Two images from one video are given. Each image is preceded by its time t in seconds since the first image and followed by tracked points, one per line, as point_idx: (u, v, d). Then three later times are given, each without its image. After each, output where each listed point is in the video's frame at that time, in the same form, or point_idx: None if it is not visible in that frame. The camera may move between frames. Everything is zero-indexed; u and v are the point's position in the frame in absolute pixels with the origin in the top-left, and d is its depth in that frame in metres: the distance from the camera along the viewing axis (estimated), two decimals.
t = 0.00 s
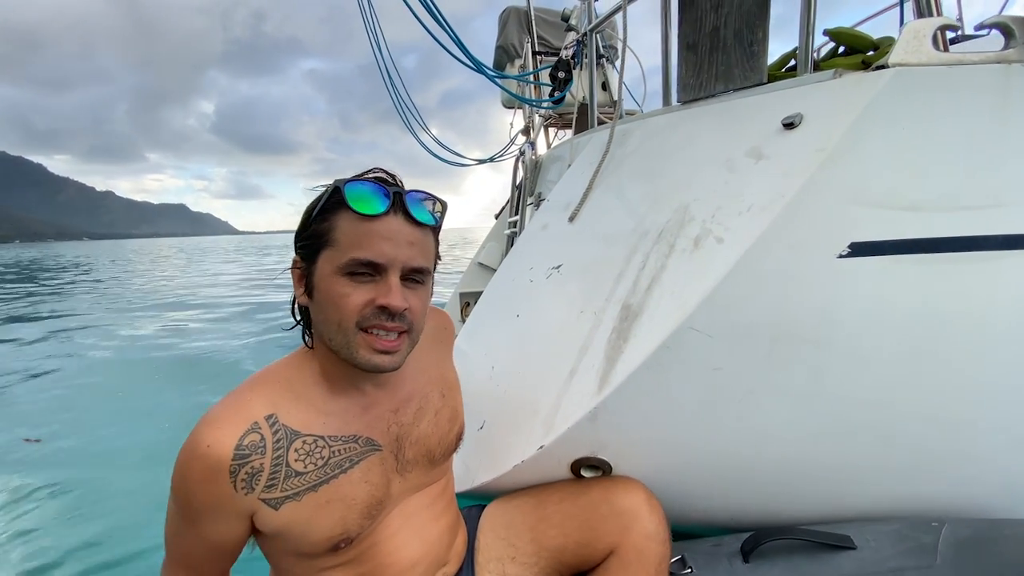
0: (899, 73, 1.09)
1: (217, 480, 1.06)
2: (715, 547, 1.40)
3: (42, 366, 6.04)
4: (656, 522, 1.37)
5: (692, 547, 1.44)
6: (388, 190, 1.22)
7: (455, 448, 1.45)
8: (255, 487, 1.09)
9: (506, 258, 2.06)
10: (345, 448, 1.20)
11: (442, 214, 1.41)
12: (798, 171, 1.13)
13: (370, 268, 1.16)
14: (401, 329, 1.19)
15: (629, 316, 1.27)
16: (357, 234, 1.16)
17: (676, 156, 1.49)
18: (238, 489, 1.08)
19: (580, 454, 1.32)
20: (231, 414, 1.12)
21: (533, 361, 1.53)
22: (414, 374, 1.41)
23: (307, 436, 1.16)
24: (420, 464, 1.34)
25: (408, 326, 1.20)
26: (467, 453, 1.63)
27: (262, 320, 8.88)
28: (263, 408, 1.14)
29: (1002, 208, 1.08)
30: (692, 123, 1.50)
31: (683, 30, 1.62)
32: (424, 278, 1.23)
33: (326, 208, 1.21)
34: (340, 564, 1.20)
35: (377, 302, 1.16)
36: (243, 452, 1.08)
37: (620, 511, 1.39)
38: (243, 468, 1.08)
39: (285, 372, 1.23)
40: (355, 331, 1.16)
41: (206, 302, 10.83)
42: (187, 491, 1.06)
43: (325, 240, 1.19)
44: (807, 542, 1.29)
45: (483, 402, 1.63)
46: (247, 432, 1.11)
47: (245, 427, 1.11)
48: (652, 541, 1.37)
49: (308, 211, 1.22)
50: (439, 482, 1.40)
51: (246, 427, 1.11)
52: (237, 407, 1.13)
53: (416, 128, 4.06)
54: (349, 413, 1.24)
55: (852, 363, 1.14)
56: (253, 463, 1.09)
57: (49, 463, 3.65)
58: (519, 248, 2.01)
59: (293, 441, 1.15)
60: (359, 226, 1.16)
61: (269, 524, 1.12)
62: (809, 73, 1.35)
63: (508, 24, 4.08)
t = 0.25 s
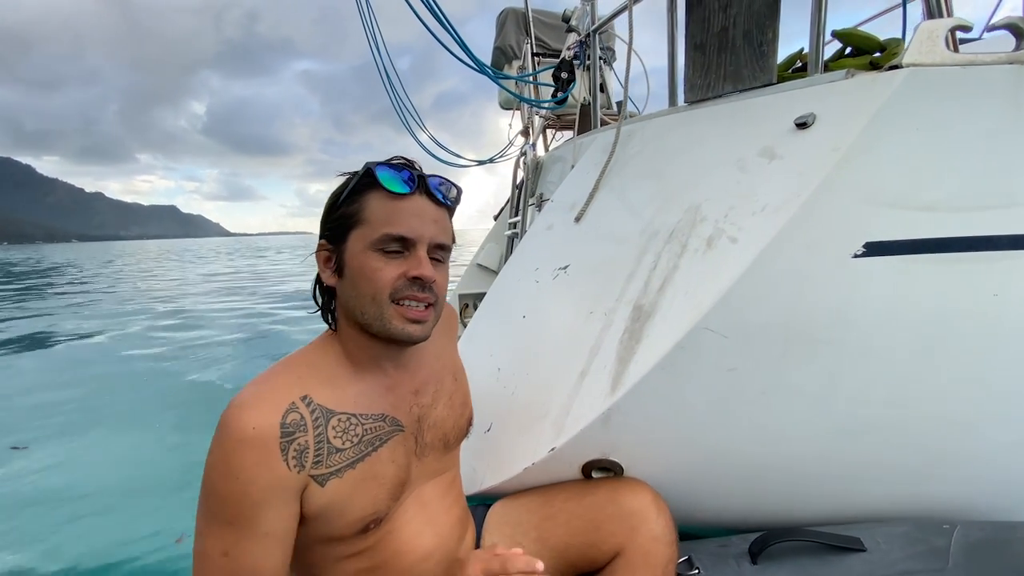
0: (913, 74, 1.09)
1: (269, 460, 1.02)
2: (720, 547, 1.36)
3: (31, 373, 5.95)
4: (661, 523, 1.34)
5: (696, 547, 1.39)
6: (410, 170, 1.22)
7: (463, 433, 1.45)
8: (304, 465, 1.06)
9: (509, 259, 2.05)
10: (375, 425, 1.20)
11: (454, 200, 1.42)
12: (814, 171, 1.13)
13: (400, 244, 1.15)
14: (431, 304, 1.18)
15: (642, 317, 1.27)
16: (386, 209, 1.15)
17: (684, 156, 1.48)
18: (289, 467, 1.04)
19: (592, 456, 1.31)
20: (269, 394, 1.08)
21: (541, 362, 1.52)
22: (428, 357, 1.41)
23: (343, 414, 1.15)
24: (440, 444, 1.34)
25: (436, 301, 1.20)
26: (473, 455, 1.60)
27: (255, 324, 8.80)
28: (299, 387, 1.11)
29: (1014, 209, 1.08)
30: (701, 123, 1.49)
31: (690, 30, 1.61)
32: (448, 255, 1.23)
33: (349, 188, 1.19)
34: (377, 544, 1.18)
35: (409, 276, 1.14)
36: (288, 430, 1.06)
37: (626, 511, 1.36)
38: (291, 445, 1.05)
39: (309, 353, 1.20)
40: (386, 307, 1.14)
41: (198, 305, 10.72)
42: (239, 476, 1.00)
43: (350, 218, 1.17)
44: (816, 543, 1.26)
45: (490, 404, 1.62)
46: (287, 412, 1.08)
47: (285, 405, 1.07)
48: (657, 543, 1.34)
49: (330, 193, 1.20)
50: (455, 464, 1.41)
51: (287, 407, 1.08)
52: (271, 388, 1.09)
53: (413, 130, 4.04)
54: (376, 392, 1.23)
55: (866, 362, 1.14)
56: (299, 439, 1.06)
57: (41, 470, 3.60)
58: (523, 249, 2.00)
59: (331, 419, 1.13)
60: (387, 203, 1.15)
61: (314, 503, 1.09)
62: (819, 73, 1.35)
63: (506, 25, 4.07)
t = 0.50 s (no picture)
0: (924, 72, 1.10)
1: (328, 447, 1.10)
2: (725, 549, 1.36)
3: (23, 372, 5.88)
4: (667, 523, 1.31)
5: (701, 548, 1.38)
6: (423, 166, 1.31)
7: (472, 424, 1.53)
8: (357, 448, 1.15)
9: (512, 259, 2.04)
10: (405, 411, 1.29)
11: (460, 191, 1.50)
12: (826, 168, 1.13)
13: (420, 232, 1.23)
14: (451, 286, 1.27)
15: (652, 315, 1.26)
16: (402, 198, 1.24)
17: (692, 155, 1.49)
18: (347, 451, 1.13)
19: (603, 456, 1.30)
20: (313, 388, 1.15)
21: (548, 362, 1.51)
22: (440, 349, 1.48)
23: (378, 400, 1.23)
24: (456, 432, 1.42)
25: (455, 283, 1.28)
26: (480, 457, 1.59)
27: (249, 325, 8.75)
28: (336, 380, 1.19)
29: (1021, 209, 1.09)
30: (708, 122, 1.50)
31: (696, 30, 1.62)
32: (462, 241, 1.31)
33: (367, 183, 1.27)
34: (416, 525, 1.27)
35: (430, 260, 1.23)
36: (337, 416, 1.15)
37: (630, 512, 1.34)
38: (343, 432, 1.14)
39: (335, 349, 1.26)
40: (411, 289, 1.22)
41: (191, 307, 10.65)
42: (304, 466, 1.07)
43: (371, 211, 1.24)
44: (821, 546, 1.26)
45: (497, 404, 1.61)
46: (331, 402, 1.16)
47: (328, 397, 1.16)
48: (663, 543, 1.31)
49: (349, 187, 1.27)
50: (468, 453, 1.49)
51: (329, 397, 1.16)
52: (309, 383, 1.16)
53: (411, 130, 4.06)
54: (403, 379, 1.31)
55: (876, 361, 1.14)
56: (348, 425, 1.15)
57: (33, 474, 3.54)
58: (527, 249, 2.00)
59: (368, 406, 1.21)
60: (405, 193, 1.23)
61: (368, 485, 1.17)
62: (826, 73, 1.36)
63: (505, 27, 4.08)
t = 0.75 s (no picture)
0: (933, 74, 1.12)
1: (383, 444, 1.15)
2: (727, 552, 1.38)
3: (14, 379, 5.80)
4: (667, 526, 1.32)
5: (703, 551, 1.41)
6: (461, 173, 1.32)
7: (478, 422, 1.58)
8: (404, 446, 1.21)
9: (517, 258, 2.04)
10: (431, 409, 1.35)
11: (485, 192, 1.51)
12: (838, 168, 1.15)
13: (459, 243, 1.26)
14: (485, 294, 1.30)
15: (664, 314, 1.27)
16: (445, 209, 1.25)
17: (700, 155, 1.49)
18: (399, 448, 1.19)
19: (615, 455, 1.29)
20: (360, 389, 1.18)
21: (556, 361, 1.51)
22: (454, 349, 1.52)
23: (413, 399, 1.28)
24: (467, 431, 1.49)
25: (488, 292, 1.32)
26: (488, 456, 1.59)
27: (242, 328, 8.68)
28: (377, 380, 1.23)
29: None
30: (716, 122, 1.51)
31: (703, 31, 1.64)
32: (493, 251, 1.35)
33: (407, 191, 1.27)
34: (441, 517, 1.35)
35: (468, 272, 1.26)
36: (387, 416, 1.20)
37: (631, 515, 1.35)
38: (393, 430, 1.20)
39: (367, 351, 1.29)
40: (449, 299, 1.25)
41: (183, 309, 10.56)
42: (366, 465, 1.11)
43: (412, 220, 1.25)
44: (823, 551, 1.27)
45: (503, 403, 1.59)
46: (377, 402, 1.20)
47: (375, 397, 1.20)
48: (664, 546, 1.33)
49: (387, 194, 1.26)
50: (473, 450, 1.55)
51: (376, 398, 1.20)
52: (353, 384, 1.18)
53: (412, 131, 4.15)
54: (429, 378, 1.36)
55: (884, 360, 1.15)
56: (395, 423, 1.21)
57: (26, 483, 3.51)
58: (532, 249, 2.00)
59: (406, 405, 1.26)
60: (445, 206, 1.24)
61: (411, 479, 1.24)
62: (834, 73, 1.37)
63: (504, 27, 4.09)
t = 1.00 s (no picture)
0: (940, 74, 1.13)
1: (406, 440, 1.15)
2: (724, 553, 1.38)
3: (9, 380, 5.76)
4: (665, 528, 1.35)
5: (700, 553, 1.41)
6: (484, 180, 1.34)
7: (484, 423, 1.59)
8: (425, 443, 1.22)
9: (520, 258, 2.04)
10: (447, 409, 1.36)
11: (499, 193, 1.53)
12: (846, 168, 1.16)
13: (484, 246, 1.27)
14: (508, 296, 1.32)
15: (674, 313, 1.28)
16: (470, 213, 1.27)
17: (707, 155, 1.50)
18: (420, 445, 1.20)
19: (625, 454, 1.29)
20: (383, 386, 1.19)
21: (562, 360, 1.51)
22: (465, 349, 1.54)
23: (431, 397, 1.29)
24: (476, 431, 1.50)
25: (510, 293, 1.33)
26: (494, 456, 1.58)
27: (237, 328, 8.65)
28: (399, 378, 1.24)
29: None
30: (723, 122, 1.52)
31: (708, 32, 1.65)
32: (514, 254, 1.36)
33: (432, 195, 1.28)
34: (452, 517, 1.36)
35: (493, 274, 1.27)
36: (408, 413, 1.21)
37: (630, 517, 1.37)
38: (414, 427, 1.20)
39: (387, 349, 1.29)
40: (476, 302, 1.26)
41: (178, 310, 10.52)
42: (390, 460, 1.11)
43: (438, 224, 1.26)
44: (819, 552, 1.28)
45: (509, 403, 1.58)
46: (399, 399, 1.21)
47: (397, 394, 1.21)
48: (662, 547, 1.35)
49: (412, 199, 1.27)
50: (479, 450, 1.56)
51: (398, 394, 1.21)
52: (376, 381, 1.19)
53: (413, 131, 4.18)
54: (445, 378, 1.37)
55: (889, 359, 1.16)
56: (416, 421, 1.22)
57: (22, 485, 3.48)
58: (536, 249, 2.01)
59: (425, 403, 1.27)
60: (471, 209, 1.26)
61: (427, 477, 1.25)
62: (840, 73, 1.39)
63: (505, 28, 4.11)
